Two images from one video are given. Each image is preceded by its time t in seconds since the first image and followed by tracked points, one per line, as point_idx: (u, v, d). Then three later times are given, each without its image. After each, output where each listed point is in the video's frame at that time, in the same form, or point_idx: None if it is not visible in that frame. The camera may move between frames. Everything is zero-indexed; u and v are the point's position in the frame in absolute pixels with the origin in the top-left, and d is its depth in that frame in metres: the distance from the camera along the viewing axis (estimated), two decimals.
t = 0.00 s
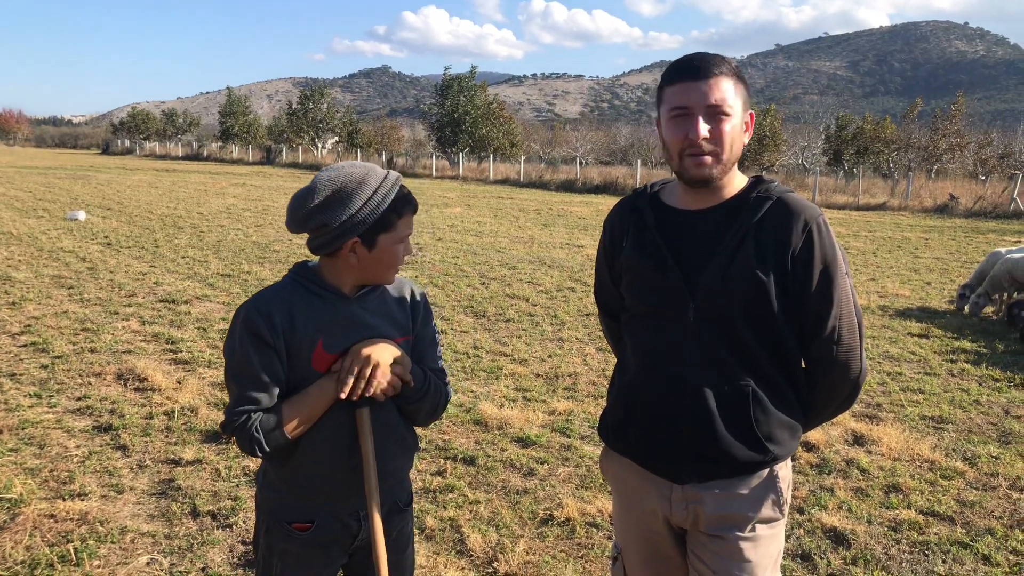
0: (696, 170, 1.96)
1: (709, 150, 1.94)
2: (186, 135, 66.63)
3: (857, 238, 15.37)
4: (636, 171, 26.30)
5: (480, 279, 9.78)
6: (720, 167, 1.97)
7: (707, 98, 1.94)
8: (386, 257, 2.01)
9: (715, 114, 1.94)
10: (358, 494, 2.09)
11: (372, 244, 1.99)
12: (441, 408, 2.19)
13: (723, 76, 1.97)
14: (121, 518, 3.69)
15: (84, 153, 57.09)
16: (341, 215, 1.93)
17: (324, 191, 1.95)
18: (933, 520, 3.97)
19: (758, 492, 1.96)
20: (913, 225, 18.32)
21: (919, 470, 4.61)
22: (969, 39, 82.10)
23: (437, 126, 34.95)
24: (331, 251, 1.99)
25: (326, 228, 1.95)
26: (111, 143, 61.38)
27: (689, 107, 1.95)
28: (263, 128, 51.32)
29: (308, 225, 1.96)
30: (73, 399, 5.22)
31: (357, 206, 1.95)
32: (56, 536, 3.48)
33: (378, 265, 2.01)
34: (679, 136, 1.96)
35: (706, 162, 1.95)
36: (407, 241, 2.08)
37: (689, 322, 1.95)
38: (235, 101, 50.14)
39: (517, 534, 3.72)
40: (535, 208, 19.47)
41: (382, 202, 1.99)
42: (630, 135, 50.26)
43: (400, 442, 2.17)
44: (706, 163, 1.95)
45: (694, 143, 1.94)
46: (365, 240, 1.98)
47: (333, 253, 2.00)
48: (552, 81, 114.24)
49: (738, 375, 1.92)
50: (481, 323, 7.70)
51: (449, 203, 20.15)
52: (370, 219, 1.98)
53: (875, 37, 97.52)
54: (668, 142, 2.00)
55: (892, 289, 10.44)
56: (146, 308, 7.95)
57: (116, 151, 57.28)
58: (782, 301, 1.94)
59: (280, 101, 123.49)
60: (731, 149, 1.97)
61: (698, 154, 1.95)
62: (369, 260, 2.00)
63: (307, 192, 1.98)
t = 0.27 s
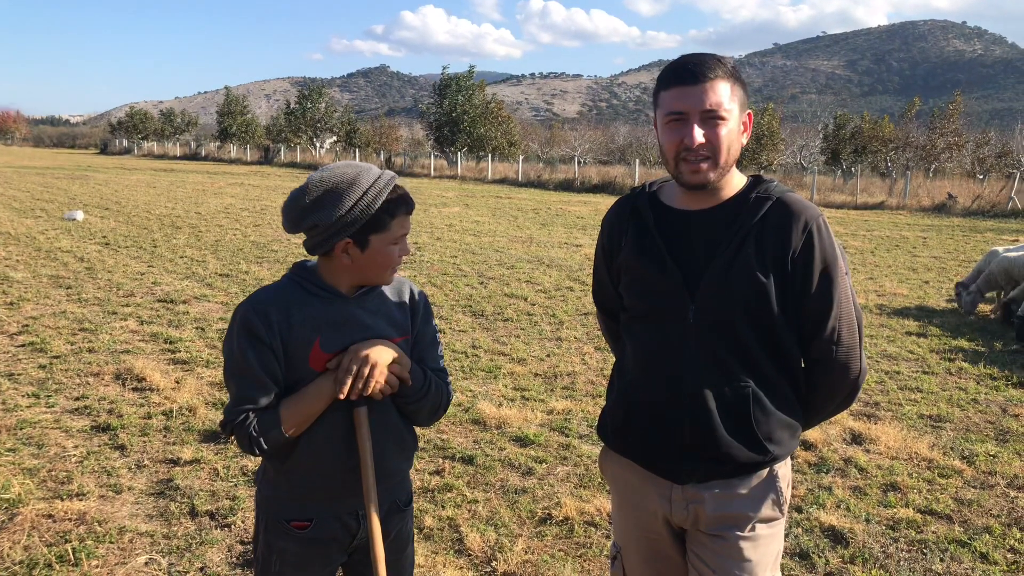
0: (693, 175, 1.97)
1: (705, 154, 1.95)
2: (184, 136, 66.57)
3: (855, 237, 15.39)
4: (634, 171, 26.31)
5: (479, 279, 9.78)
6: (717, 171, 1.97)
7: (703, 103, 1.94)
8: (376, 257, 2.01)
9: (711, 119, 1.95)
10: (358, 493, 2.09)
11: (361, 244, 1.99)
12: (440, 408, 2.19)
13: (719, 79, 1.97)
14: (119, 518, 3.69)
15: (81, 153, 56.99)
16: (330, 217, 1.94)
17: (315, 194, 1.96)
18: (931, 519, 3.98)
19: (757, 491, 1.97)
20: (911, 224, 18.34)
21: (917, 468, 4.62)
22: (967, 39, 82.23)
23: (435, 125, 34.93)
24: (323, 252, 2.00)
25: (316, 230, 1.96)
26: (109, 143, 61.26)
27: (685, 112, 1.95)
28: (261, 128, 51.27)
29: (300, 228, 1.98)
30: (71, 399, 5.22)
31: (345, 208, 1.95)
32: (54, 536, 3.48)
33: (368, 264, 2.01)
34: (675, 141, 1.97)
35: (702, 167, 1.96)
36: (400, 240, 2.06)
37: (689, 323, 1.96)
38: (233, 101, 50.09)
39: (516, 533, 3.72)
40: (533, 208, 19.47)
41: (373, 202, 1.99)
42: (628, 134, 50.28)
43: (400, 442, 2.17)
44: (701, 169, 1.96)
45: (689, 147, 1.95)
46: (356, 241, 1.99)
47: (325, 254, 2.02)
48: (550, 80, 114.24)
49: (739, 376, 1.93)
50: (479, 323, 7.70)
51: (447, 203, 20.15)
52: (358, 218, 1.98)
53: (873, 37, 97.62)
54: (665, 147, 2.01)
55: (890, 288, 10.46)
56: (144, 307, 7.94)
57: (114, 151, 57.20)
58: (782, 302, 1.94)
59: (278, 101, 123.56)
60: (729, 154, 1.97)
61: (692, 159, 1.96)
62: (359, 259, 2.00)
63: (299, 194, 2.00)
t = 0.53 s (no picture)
0: (690, 174, 1.96)
1: (702, 153, 1.95)
2: (183, 134, 66.45)
3: (854, 236, 15.39)
4: (633, 170, 26.30)
5: (477, 278, 9.77)
6: (716, 169, 1.96)
7: (699, 102, 1.94)
8: (369, 255, 2.00)
9: (708, 117, 1.94)
10: (358, 492, 2.09)
11: (353, 241, 2.00)
12: (441, 408, 2.19)
13: (715, 77, 1.97)
14: (118, 517, 3.69)
15: (79, 152, 56.87)
16: (321, 212, 1.96)
17: (310, 192, 1.99)
18: (929, 518, 3.98)
19: (758, 490, 1.97)
20: (909, 223, 18.35)
21: (915, 467, 4.62)
22: (965, 38, 82.28)
23: (434, 125, 34.87)
24: (318, 249, 2.02)
25: (311, 226, 1.98)
26: (107, 142, 61.13)
27: (681, 112, 1.95)
28: (259, 127, 51.20)
29: (296, 225, 2.01)
30: (70, 398, 5.21)
31: (338, 205, 1.97)
32: (52, 535, 3.48)
33: (360, 262, 2.00)
34: (672, 140, 1.97)
35: (699, 165, 1.95)
36: (394, 239, 2.06)
37: (688, 324, 1.96)
38: (231, 100, 49.99)
39: (514, 532, 3.72)
40: (532, 207, 19.46)
41: (365, 199, 2.00)
42: (626, 134, 50.26)
43: (401, 440, 2.16)
44: (699, 167, 1.95)
45: (687, 147, 1.95)
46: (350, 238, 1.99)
47: (320, 251, 2.03)
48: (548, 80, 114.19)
49: (737, 377, 1.93)
50: (478, 322, 7.70)
51: (446, 202, 20.12)
52: (349, 215, 1.99)
53: (872, 36, 97.67)
54: (662, 146, 2.01)
55: (888, 287, 10.47)
56: (142, 307, 7.92)
57: (112, 150, 57.07)
58: (782, 301, 1.94)
59: (276, 100, 123.39)
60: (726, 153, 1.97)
61: (690, 158, 1.95)
62: (351, 257, 2.00)
63: (294, 192, 2.02)
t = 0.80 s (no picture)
0: (687, 176, 1.97)
1: (700, 154, 1.95)
2: (183, 135, 66.48)
3: (854, 238, 15.40)
4: (633, 171, 26.30)
5: (477, 279, 9.78)
6: (714, 171, 1.97)
7: (697, 104, 1.95)
8: (367, 254, 2.00)
9: (707, 119, 1.95)
10: (359, 492, 2.09)
11: (352, 240, 2.00)
12: (443, 409, 2.19)
13: (714, 79, 1.97)
14: (118, 518, 3.69)
15: (79, 152, 56.92)
16: (319, 212, 1.97)
17: (308, 193, 2.00)
18: (929, 520, 3.99)
19: (757, 492, 1.97)
20: (909, 225, 18.36)
21: (914, 469, 4.62)
22: (965, 40, 82.33)
23: (434, 125, 34.88)
24: (317, 249, 2.03)
25: (309, 226, 1.99)
26: (108, 142, 61.14)
27: (679, 114, 1.96)
28: (259, 127, 51.23)
29: (296, 225, 2.02)
30: (70, 398, 5.21)
31: (336, 204, 1.97)
32: (52, 536, 3.48)
33: (358, 262, 2.01)
34: (670, 142, 1.98)
35: (697, 167, 1.95)
36: (392, 238, 2.05)
37: (687, 325, 1.96)
38: (232, 101, 50.02)
39: (514, 534, 3.72)
40: (532, 208, 19.46)
41: (362, 198, 2.00)
42: (626, 135, 50.29)
43: (403, 441, 2.17)
44: (698, 169, 1.95)
45: (685, 149, 1.95)
46: (346, 237, 2.00)
47: (319, 251, 2.04)
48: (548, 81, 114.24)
49: (736, 378, 1.93)
50: (477, 323, 7.70)
51: (446, 203, 20.14)
52: (347, 213, 1.99)
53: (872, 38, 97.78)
54: (661, 148, 2.01)
55: (888, 288, 10.48)
56: (142, 307, 7.93)
57: (112, 150, 57.08)
58: (781, 303, 1.95)
59: (277, 100, 123.45)
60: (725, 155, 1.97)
61: (688, 160, 1.95)
62: (350, 256, 2.01)
63: (293, 192, 2.03)
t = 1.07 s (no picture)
0: (682, 176, 1.97)
1: (692, 155, 1.95)
2: (185, 137, 66.57)
3: (855, 240, 15.38)
4: (634, 173, 26.30)
5: (478, 281, 9.77)
6: (710, 172, 1.97)
7: (693, 104, 1.95)
8: (369, 256, 2.00)
9: (704, 119, 1.95)
10: (360, 495, 2.09)
11: (353, 241, 2.00)
12: (445, 412, 2.19)
13: (713, 82, 1.97)
14: (119, 519, 3.69)
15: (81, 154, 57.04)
16: (322, 211, 1.98)
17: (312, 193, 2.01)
18: (930, 522, 3.98)
19: (756, 493, 1.97)
20: (911, 227, 18.34)
21: (916, 471, 4.62)
22: (966, 42, 82.31)
23: (435, 127, 34.90)
24: (319, 249, 2.03)
25: (312, 226, 2.01)
26: (109, 144, 61.21)
27: (674, 115, 1.96)
28: (261, 129, 51.27)
29: (300, 225, 2.04)
30: (71, 400, 5.22)
31: (339, 203, 1.98)
32: (54, 537, 3.48)
33: (360, 263, 2.01)
34: (666, 143, 1.98)
35: (691, 168, 1.96)
36: (394, 239, 2.05)
37: (686, 326, 1.96)
38: (233, 102, 50.07)
39: (515, 535, 3.72)
40: (533, 210, 19.47)
41: (366, 199, 2.00)
42: (628, 137, 50.31)
43: (404, 443, 2.17)
44: (689, 171, 1.96)
45: (676, 150, 1.96)
46: (346, 238, 2.00)
47: (322, 251, 2.04)
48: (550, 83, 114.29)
49: (735, 379, 1.93)
50: (478, 325, 7.70)
51: (447, 205, 20.14)
52: (350, 213, 1.99)
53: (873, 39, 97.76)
54: (657, 148, 2.02)
55: (889, 290, 10.48)
56: (144, 309, 7.93)
57: (114, 152, 57.12)
58: (780, 305, 1.95)
59: (278, 102, 123.58)
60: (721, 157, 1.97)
61: (680, 162, 1.96)
62: (351, 257, 2.01)
63: (298, 193, 2.05)
